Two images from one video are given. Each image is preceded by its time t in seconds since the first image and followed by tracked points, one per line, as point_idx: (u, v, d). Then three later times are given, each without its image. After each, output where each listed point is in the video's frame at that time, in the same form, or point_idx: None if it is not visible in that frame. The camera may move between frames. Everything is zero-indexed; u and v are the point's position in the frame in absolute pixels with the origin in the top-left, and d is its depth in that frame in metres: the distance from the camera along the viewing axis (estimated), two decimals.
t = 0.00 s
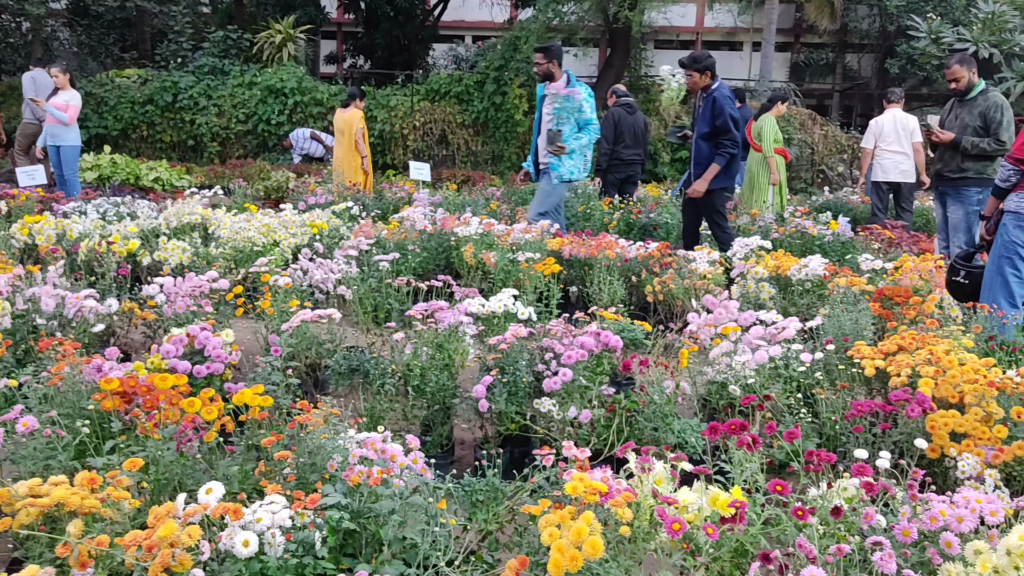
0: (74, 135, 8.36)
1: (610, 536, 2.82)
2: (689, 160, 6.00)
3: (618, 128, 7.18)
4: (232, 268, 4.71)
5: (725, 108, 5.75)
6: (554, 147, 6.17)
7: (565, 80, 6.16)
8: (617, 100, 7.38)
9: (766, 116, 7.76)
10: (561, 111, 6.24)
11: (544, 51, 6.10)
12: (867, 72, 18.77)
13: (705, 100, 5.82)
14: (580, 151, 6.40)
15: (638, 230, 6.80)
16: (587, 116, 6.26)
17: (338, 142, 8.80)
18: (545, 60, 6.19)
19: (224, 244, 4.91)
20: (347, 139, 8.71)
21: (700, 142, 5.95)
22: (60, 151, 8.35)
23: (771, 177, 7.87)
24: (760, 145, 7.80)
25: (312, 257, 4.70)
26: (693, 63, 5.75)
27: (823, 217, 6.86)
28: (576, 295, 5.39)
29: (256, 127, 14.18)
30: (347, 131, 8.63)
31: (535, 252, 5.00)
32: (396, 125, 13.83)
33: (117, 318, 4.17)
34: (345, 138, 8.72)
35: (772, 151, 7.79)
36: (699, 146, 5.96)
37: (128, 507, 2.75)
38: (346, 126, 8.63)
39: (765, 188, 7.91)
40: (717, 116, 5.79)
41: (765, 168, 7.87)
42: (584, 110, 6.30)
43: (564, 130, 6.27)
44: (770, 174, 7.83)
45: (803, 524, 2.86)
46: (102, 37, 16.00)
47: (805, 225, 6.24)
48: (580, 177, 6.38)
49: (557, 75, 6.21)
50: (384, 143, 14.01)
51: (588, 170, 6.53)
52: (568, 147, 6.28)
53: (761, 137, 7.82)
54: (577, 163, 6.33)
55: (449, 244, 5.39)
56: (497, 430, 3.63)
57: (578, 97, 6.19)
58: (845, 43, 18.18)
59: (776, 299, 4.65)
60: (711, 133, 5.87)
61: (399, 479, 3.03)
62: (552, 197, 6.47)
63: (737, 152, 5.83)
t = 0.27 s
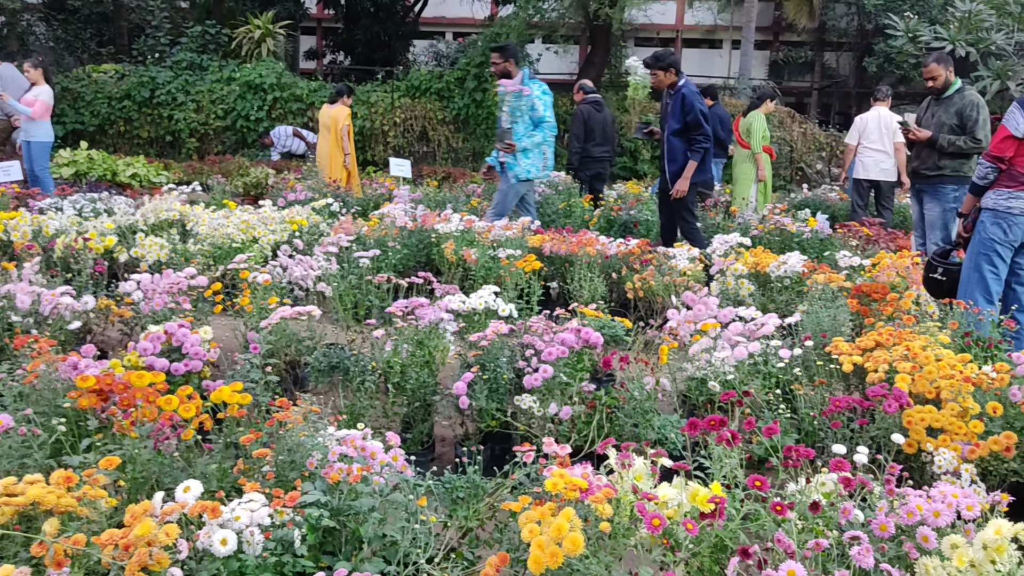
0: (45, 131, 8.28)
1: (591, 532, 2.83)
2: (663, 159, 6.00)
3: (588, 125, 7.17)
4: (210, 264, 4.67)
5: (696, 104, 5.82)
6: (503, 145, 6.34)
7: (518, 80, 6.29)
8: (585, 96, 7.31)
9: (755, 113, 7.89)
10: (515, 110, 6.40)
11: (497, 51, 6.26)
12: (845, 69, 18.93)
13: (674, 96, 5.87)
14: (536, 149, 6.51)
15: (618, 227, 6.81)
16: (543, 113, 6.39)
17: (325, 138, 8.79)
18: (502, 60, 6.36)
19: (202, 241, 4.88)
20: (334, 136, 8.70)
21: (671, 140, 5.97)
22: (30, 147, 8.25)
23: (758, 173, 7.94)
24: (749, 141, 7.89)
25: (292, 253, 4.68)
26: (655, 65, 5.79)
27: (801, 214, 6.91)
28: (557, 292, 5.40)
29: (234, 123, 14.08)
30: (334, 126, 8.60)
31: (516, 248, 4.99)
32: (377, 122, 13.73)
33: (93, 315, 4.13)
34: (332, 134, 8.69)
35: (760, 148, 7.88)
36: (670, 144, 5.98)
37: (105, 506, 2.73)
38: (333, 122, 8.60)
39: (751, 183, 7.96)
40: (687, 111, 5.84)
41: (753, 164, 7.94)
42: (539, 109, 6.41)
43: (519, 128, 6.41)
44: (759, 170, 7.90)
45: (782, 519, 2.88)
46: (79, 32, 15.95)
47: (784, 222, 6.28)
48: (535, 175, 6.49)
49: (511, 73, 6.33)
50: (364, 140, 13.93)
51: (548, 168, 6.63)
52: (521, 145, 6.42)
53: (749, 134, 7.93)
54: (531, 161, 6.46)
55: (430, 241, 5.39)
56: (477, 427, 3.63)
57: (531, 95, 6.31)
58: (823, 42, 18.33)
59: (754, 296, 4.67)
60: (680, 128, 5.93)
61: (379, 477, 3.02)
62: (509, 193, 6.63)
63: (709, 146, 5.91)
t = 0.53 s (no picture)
0: (16, 126, 8.19)
1: (570, 528, 2.83)
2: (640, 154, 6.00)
3: (558, 122, 7.41)
4: (187, 261, 4.64)
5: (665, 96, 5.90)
6: (445, 140, 6.36)
7: (464, 76, 6.26)
8: (553, 91, 7.48)
9: (742, 111, 7.88)
10: (461, 105, 6.39)
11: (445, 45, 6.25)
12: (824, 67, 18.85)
13: (642, 91, 5.91)
14: (483, 145, 6.49)
15: (598, 224, 6.83)
16: (488, 109, 6.35)
17: (307, 136, 8.75)
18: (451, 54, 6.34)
19: (179, 237, 4.84)
20: (316, 134, 8.65)
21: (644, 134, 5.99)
22: None
23: (745, 171, 7.97)
24: (737, 138, 7.90)
25: (270, 250, 4.65)
26: (614, 71, 5.79)
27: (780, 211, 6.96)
28: (537, 288, 5.40)
29: (212, 118, 13.97)
30: (315, 123, 8.56)
31: (496, 245, 4.99)
32: (356, 118, 13.68)
33: (68, 312, 4.09)
34: (313, 132, 8.64)
35: (747, 146, 7.89)
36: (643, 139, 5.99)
37: (81, 504, 2.70)
38: (313, 119, 8.55)
39: (736, 180, 8.01)
40: (657, 104, 5.91)
41: (740, 161, 7.96)
42: (485, 106, 6.38)
43: (464, 125, 6.40)
44: (746, 167, 7.92)
45: (759, 514, 2.89)
46: (54, 26, 15.82)
47: (763, 219, 6.32)
48: (479, 172, 6.49)
49: (457, 69, 6.30)
50: (343, 136, 13.88)
51: (495, 165, 6.61)
52: (465, 142, 6.42)
53: (736, 132, 7.94)
54: (475, 158, 6.45)
55: (410, 237, 5.36)
56: (457, 423, 3.62)
57: (476, 92, 6.28)
58: (801, 40, 18.44)
59: (734, 291, 4.69)
60: (652, 122, 5.97)
61: (358, 474, 3.01)
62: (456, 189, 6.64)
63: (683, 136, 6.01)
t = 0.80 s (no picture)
0: None
1: (549, 524, 2.82)
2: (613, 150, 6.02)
3: (532, 119, 7.69)
4: (164, 258, 4.61)
5: (630, 89, 5.87)
6: (395, 131, 6.32)
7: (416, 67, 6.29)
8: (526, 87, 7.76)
9: (731, 108, 7.88)
10: (412, 97, 6.39)
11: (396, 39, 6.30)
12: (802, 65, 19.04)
13: (607, 88, 5.89)
14: (434, 138, 6.46)
15: (578, 221, 6.83)
16: (439, 101, 6.36)
17: (288, 132, 8.67)
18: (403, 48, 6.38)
19: (156, 234, 4.81)
20: (296, 128, 8.58)
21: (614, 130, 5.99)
22: None
23: (734, 166, 8.00)
24: (726, 135, 7.92)
25: (248, 246, 4.63)
26: (575, 72, 5.82)
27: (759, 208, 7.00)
28: (518, 285, 5.40)
29: (189, 114, 13.86)
30: (296, 119, 8.49)
31: (476, 242, 4.99)
32: (336, 114, 13.64)
33: (43, 309, 4.04)
34: (294, 127, 8.57)
35: (736, 142, 7.91)
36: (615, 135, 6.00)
37: (55, 503, 2.66)
38: (295, 114, 8.48)
39: (726, 176, 8.06)
40: (624, 98, 5.88)
41: (729, 157, 7.99)
42: (436, 98, 6.38)
43: (415, 116, 6.37)
44: (736, 163, 7.93)
45: (738, 509, 2.90)
46: (29, 20, 15.67)
47: (742, 215, 6.35)
48: (430, 164, 6.43)
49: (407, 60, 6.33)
50: (323, 132, 13.82)
51: (447, 158, 6.57)
52: (416, 134, 6.38)
53: (725, 128, 7.97)
54: (426, 149, 6.40)
55: (390, 234, 5.32)
56: (437, 421, 3.61)
57: (427, 82, 6.30)
58: (780, 38, 18.62)
59: (713, 288, 4.71)
60: (622, 117, 5.96)
61: (337, 471, 2.99)
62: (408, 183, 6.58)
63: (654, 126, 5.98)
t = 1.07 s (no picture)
0: None
1: (528, 521, 2.82)
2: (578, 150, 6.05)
3: (500, 115, 7.59)
4: (140, 254, 4.57)
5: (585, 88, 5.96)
6: (345, 127, 6.34)
7: (366, 63, 6.29)
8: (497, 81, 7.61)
9: (714, 104, 7.92)
10: (365, 94, 6.40)
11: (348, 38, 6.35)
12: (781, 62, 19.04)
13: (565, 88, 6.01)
14: (387, 134, 6.42)
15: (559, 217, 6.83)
16: (389, 96, 6.31)
17: (269, 125, 8.57)
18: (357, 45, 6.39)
19: (132, 230, 4.77)
20: (278, 123, 8.48)
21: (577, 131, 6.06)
22: None
23: (723, 161, 7.99)
24: (709, 131, 7.95)
25: (225, 243, 4.61)
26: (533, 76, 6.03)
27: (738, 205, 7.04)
28: (498, 282, 5.39)
29: (166, 109, 13.76)
30: (278, 115, 8.37)
31: (456, 238, 4.98)
32: (315, 110, 13.60)
33: (16, 307, 3.99)
34: (275, 121, 8.47)
35: (721, 138, 7.94)
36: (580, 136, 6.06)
37: (28, 503, 2.63)
38: (276, 110, 8.35)
39: (714, 172, 8.05)
40: (580, 97, 5.98)
41: (717, 153, 7.98)
42: (386, 93, 6.34)
43: (366, 112, 6.38)
44: (723, 158, 7.94)
45: (716, 504, 2.91)
46: (3, 14, 15.49)
47: (721, 212, 6.37)
48: (382, 160, 6.39)
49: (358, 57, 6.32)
50: (303, 128, 13.77)
51: (401, 154, 6.52)
52: (368, 130, 6.38)
53: (709, 124, 7.99)
54: (377, 145, 6.37)
55: (368, 230, 5.26)
56: (416, 418, 3.60)
57: (376, 78, 6.28)
58: (760, 35, 18.70)
59: (692, 285, 4.70)
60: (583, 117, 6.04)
61: (314, 469, 2.97)
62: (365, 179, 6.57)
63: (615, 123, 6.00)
